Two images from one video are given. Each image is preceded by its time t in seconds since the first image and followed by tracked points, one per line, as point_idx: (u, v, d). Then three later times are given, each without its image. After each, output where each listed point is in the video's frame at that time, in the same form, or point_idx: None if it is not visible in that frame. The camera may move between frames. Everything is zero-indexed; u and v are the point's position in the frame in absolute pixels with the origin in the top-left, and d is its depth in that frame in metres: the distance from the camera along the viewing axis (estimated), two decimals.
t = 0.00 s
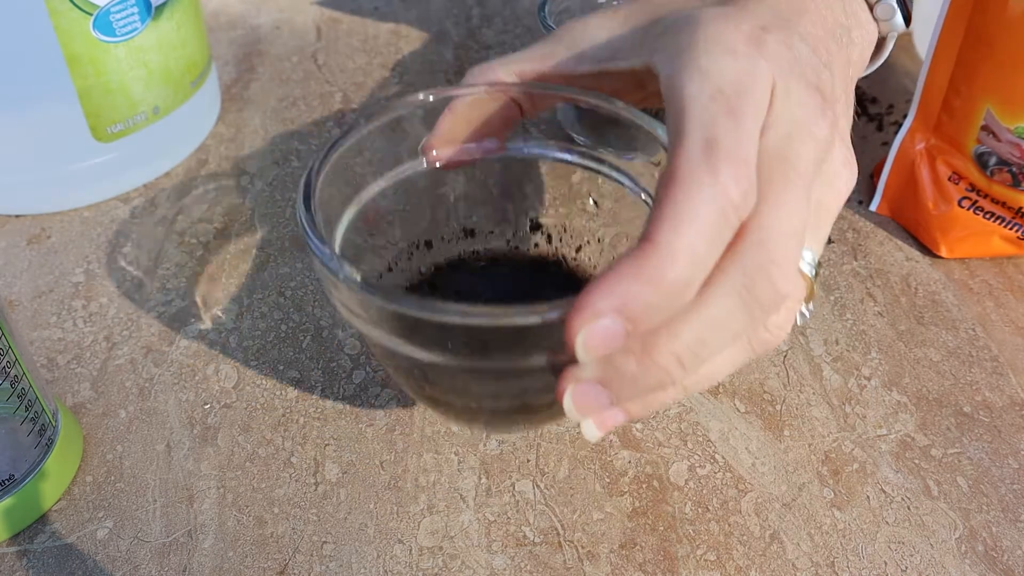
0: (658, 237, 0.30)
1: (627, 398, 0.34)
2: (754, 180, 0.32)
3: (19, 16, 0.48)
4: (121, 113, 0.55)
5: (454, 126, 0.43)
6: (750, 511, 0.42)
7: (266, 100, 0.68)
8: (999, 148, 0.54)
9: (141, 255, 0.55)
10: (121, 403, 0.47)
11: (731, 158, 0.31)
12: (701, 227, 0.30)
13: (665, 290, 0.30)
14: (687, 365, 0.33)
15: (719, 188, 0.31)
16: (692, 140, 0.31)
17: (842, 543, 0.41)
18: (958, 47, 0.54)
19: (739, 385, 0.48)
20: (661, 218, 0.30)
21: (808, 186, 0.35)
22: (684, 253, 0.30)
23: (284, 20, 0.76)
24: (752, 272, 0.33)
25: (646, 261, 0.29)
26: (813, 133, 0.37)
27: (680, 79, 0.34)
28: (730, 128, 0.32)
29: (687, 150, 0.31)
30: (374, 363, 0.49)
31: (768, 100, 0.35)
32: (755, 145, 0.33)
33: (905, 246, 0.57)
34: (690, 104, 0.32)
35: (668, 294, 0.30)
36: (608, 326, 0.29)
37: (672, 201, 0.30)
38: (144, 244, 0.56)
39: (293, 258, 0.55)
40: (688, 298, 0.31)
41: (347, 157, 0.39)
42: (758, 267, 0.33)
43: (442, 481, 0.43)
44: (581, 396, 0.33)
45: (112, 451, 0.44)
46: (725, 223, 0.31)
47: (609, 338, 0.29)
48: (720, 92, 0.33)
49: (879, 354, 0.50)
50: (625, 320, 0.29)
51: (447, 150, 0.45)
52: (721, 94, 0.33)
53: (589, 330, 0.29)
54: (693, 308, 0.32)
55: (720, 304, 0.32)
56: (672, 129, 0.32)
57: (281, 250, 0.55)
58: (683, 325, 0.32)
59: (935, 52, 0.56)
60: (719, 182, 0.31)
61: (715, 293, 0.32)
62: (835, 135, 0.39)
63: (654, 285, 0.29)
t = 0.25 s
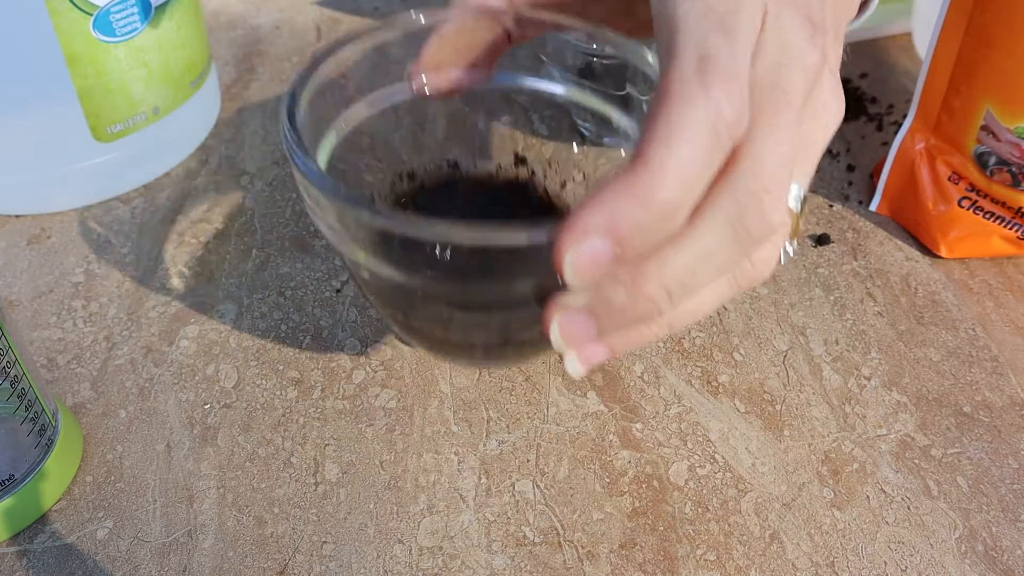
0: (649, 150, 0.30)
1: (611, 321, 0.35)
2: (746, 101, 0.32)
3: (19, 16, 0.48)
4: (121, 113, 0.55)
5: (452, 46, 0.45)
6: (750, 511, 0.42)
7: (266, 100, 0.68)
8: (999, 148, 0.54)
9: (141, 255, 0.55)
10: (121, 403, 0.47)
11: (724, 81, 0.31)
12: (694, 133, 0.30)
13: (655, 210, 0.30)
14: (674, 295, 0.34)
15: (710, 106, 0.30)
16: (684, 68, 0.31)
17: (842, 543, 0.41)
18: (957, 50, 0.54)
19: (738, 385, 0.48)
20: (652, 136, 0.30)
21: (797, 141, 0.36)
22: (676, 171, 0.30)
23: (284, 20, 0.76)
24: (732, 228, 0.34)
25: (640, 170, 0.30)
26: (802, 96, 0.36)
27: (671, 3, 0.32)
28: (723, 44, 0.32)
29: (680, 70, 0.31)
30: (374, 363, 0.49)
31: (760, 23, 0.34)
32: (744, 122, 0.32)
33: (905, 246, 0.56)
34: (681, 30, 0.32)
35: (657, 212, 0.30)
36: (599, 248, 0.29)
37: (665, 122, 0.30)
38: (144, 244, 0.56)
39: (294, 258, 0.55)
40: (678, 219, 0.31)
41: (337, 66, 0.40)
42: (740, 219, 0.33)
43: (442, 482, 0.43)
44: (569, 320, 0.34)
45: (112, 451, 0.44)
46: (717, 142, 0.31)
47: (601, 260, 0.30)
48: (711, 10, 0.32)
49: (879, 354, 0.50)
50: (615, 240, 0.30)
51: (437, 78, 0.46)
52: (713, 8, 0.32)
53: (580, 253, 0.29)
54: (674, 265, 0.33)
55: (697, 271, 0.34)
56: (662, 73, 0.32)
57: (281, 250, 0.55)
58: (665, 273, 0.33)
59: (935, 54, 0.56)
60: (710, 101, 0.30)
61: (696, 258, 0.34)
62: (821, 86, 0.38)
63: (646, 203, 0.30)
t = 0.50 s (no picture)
0: (680, 109, 0.30)
1: (631, 288, 0.35)
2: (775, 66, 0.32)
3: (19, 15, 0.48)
4: (121, 113, 0.55)
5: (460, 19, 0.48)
6: (750, 511, 0.42)
7: (266, 100, 0.68)
8: (999, 148, 0.54)
9: (142, 255, 0.55)
10: (121, 403, 0.47)
11: (754, 44, 0.31)
12: (724, 95, 0.30)
13: (682, 167, 0.30)
14: (697, 254, 0.34)
15: (742, 69, 0.30)
16: (716, 23, 0.31)
17: (842, 543, 0.41)
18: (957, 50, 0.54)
19: (738, 385, 0.48)
20: (683, 94, 0.30)
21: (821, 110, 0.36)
22: (705, 130, 0.30)
23: (284, 20, 0.76)
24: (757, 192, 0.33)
25: (671, 129, 0.30)
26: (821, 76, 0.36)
27: None
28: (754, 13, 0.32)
29: (713, 29, 0.31)
30: (374, 363, 0.49)
31: None
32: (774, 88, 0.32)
33: (905, 245, 0.57)
34: None
35: (688, 169, 0.30)
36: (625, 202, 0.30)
37: (697, 78, 0.30)
38: (144, 244, 0.56)
39: (294, 258, 0.55)
40: (706, 179, 0.31)
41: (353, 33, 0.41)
42: (765, 183, 0.33)
43: (442, 482, 0.43)
44: (591, 280, 0.34)
45: (112, 451, 0.44)
46: (747, 101, 0.31)
47: (625, 213, 0.30)
48: None
49: (879, 354, 0.50)
50: (642, 196, 0.30)
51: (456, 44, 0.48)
52: None
53: (606, 205, 0.30)
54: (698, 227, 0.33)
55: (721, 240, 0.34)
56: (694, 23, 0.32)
57: (282, 250, 0.55)
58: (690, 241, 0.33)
59: (935, 54, 0.56)
60: (742, 64, 0.30)
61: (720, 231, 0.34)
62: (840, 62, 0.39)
63: (675, 160, 0.30)
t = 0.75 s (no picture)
0: (720, 205, 0.32)
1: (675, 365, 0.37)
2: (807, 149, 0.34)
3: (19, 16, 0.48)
4: (121, 113, 0.56)
5: (475, 73, 0.44)
6: (750, 511, 0.42)
7: (266, 100, 0.68)
8: (999, 148, 0.54)
9: (142, 255, 0.55)
10: (121, 403, 0.47)
11: (785, 128, 0.34)
12: (762, 188, 0.33)
13: (729, 265, 0.32)
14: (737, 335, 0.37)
15: (777, 159, 0.33)
16: (747, 117, 0.34)
17: (842, 543, 0.41)
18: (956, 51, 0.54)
19: (739, 385, 0.48)
20: (727, 191, 0.32)
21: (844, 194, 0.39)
22: (748, 227, 0.32)
23: (284, 20, 0.76)
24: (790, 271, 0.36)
25: (717, 228, 0.32)
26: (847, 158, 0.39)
27: (728, 46, 0.36)
28: (779, 89, 0.35)
29: (746, 123, 0.34)
30: (375, 363, 0.49)
31: (810, 76, 0.37)
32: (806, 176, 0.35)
33: (904, 245, 0.57)
34: (739, 75, 0.35)
35: (734, 266, 0.32)
36: (674, 304, 0.32)
37: (733, 175, 0.33)
38: (144, 244, 0.56)
39: (294, 258, 0.55)
40: (749, 272, 0.34)
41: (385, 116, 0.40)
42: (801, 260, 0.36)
43: (442, 481, 0.43)
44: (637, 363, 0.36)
45: (112, 451, 0.44)
46: (783, 191, 0.33)
47: (672, 315, 0.32)
48: (766, 55, 0.35)
49: (879, 354, 0.50)
50: (689, 297, 0.32)
51: (477, 95, 0.46)
52: (768, 56, 0.35)
53: (656, 310, 0.32)
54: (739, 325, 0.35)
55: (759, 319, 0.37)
56: (724, 116, 0.35)
57: (282, 250, 0.55)
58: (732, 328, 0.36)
59: (935, 54, 0.56)
60: (776, 152, 0.33)
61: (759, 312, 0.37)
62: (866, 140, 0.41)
63: (721, 260, 0.32)
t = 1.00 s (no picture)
0: (722, 416, 0.31)
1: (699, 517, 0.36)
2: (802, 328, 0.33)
3: (19, 15, 0.48)
4: (121, 113, 0.55)
5: (470, 218, 0.41)
6: (750, 511, 0.42)
7: (266, 100, 0.68)
8: (999, 148, 0.54)
9: (141, 255, 0.55)
10: (121, 403, 0.47)
11: (785, 319, 0.32)
12: (766, 387, 0.31)
13: (737, 462, 0.32)
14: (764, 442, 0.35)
15: (775, 351, 0.32)
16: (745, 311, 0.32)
17: (842, 543, 0.41)
18: (956, 52, 0.54)
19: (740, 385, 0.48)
20: (727, 395, 0.31)
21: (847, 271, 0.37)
22: (753, 428, 0.31)
23: (284, 20, 0.76)
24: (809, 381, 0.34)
25: (717, 443, 0.31)
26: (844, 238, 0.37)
27: (720, 227, 0.34)
28: (776, 275, 0.32)
29: (743, 320, 0.32)
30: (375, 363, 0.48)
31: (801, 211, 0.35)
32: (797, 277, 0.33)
33: (904, 245, 0.57)
34: (733, 262, 0.33)
35: (739, 463, 0.32)
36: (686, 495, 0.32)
37: (736, 376, 0.31)
38: (144, 245, 0.56)
39: (294, 258, 0.55)
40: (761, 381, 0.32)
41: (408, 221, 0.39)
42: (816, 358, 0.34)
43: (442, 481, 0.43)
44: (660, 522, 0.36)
45: (112, 451, 0.44)
46: (783, 376, 0.32)
47: (685, 500, 0.32)
48: (760, 236, 0.33)
49: (879, 355, 0.50)
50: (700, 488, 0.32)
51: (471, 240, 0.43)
52: (761, 236, 0.33)
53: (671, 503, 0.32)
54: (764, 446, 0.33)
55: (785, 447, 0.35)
56: (723, 300, 0.33)
57: (281, 250, 0.55)
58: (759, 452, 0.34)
59: (935, 55, 0.56)
60: (775, 345, 0.32)
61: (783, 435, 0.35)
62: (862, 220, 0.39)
63: (730, 459, 0.31)
